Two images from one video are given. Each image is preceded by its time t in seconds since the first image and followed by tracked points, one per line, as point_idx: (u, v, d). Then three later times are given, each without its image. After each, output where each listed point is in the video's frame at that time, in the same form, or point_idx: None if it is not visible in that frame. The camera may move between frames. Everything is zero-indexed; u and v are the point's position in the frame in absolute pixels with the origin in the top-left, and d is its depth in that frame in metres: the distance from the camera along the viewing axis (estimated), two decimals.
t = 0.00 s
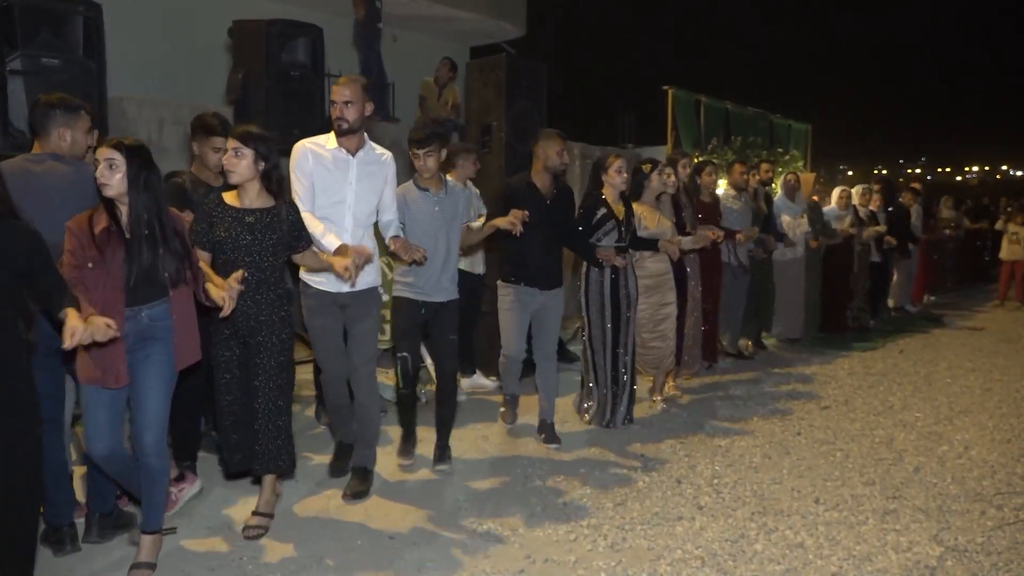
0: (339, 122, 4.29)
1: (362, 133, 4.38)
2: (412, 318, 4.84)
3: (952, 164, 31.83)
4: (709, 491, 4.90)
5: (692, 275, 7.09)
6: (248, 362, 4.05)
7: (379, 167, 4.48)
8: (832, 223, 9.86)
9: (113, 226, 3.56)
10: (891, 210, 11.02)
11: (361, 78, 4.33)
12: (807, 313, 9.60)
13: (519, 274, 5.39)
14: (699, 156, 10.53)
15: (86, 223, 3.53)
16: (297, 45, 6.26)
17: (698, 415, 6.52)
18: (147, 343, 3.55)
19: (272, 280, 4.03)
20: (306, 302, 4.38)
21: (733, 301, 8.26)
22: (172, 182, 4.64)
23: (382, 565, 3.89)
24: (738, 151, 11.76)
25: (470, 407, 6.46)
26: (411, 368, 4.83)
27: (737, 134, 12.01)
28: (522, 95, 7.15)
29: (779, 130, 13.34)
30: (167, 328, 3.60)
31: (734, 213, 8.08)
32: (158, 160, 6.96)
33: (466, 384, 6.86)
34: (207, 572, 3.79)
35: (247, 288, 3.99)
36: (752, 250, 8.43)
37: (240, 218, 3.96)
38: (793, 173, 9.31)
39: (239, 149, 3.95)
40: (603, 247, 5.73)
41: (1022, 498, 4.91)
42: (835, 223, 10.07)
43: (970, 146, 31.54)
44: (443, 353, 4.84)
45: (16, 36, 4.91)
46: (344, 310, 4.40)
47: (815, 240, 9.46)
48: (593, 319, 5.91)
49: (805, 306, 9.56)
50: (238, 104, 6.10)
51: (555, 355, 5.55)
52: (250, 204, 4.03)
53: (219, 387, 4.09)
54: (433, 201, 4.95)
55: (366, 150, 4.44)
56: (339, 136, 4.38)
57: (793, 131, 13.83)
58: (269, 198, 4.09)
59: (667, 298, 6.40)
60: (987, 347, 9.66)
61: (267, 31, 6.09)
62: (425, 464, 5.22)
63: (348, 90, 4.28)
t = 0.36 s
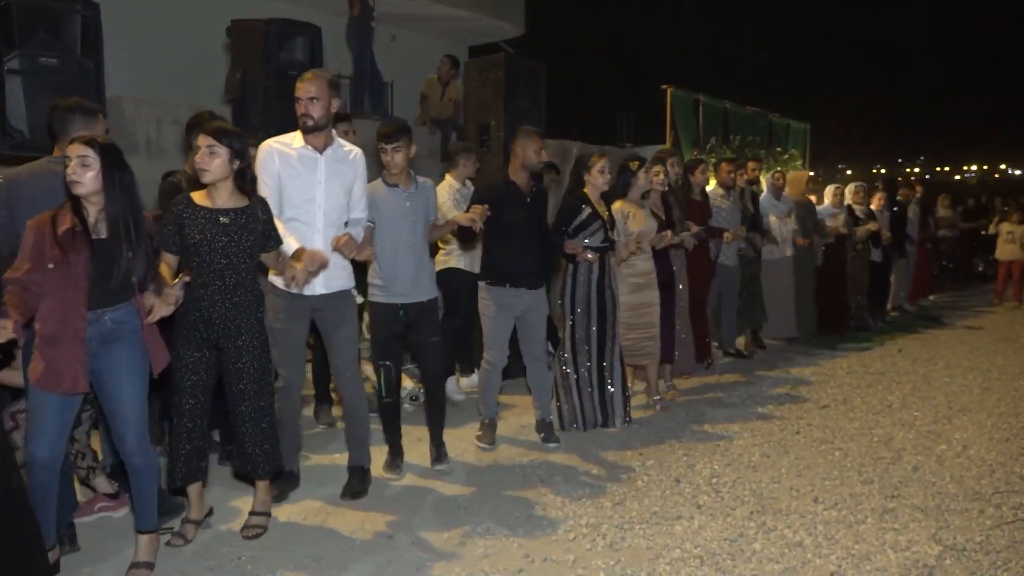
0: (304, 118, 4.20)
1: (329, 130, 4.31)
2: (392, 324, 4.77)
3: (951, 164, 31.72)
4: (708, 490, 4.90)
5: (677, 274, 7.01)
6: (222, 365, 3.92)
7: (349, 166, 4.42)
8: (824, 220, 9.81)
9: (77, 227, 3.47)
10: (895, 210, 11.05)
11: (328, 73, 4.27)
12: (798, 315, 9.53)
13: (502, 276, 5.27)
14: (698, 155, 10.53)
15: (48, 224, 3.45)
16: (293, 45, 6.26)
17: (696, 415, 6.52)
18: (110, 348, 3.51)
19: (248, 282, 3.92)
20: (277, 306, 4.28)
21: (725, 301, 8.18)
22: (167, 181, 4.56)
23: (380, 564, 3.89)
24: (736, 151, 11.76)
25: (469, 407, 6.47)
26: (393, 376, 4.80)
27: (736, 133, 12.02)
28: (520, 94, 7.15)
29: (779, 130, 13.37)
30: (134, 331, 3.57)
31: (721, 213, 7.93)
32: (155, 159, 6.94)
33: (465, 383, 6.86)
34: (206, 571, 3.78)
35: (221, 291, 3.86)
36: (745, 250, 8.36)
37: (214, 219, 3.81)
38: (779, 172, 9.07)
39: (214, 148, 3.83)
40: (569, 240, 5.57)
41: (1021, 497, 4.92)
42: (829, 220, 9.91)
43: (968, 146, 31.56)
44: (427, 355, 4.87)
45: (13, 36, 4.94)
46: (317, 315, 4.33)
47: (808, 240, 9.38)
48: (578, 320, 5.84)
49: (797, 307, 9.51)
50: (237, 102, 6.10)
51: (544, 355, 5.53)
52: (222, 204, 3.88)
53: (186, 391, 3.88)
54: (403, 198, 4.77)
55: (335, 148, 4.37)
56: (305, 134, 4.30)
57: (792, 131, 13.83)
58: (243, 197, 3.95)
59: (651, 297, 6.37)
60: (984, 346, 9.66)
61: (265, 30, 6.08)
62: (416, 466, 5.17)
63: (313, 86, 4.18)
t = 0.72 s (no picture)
0: (269, 117, 4.08)
1: (295, 130, 4.18)
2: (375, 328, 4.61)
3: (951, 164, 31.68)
4: (708, 491, 4.90)
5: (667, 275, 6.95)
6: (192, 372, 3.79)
7: (316, 166, 4.28)
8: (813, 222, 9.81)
9: (12, 233, 3.42)
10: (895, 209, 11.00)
11: (295, 71, 4.14)
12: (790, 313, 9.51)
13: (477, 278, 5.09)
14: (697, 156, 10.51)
15: None
16: (294, 46, 6.23)
17: (696, 415, 6.54)
18: (46, 359, 3.41)
19: (214, 286, 3.81)
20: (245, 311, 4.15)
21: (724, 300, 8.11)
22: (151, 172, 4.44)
23: (380, 565, 3.89)
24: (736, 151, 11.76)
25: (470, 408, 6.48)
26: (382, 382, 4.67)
27: (736, 134, 12.03)
28: (521, 95, 7.15)
29: (779, 129, 13.39)
30: (71, 341, 3.45)
31: (706, 215, 7.90)
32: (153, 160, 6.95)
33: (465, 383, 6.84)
34: (205, 573, 3.78)
35: (187, 295, 3.75)
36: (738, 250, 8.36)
37: (174, 222, 3.73)
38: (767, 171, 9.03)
39: (178, 148, 3.74)
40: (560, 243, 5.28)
41: (1020, 497, 4.92)
42: (816, 222, 9.87)
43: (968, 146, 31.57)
44: (400, 367, 4.61)
45: (13, 37, 4.94)
46: (284, 319, 4.18)
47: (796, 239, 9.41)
48: (561, 323, 5.67)
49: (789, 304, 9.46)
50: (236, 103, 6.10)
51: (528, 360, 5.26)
52: (182, 205, 3.79)
53: (159, 400, 3.76)
54: (382, 200, 4.63)
55: (299, 147, 4.24)
56: (269, 135, 4.17)
57: (792, 131, 13.82)
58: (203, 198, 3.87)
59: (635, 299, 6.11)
60: (984, 346, 9.67)
61: (265, 31, 6.07)
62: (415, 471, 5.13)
63: (279, 84, 4.05)
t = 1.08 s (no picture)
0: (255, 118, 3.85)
1: (278, 134, 3.95)
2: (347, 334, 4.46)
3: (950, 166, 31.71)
4: (708, 491, 4.91)
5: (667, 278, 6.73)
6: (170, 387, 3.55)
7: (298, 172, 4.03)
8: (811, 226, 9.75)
9: None
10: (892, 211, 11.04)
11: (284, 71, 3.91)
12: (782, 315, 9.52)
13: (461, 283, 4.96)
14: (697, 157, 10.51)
15: None
16: (293, 48, 6.22)
17: (696, 417, 6.55)
18: None
19: (189, 295, 3.53)
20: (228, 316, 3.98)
21: (703, 311, 7.97)
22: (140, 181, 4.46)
23: (380, 566, 3.89)
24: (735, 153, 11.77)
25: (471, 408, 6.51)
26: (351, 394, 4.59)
27: (736, 135, 12.04)
28: (521, 97, 7.15)
29: (778, 131, 13.38)
30: (24, 358, 3.20)
31: (706, 218, 7.81)
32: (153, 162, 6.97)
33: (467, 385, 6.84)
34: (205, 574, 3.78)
35: (159, 305, 3.49)
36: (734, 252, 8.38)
37: (146, 229, 3.47)
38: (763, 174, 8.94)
39: (163, 150, 3.52)
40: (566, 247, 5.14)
41: (1020, 497, 4.92)
42: (813, 224, 9.86)
43: (968, 146, 31.61)
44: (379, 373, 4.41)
45: (12, 39, 4.93)
46: (267, 325, 3.95)
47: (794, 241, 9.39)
48: (552, 332, 5.44)
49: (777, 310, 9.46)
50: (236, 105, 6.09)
51: (507, 370, 5.09)
52: (159, 210, 3.54)
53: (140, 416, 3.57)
54: (367, 204, 4.46)
55: (281, 151, 3.99)
56: (250, 138, 3.94)
57: (791, 132, 13.84)
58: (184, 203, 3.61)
59: (628, 306, 5.99)
60: (984, 347, 9.69)
61: (264, 33, 6.08)
62: (422, 471, 5.15)
63: (272, 86, 3.84)
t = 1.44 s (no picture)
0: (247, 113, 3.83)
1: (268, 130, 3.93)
2: (327, 338, 4.32)
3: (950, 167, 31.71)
4: (708, 493, 4.91)
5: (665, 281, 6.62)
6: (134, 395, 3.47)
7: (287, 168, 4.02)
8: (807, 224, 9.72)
9: None
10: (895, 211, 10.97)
11: (276, 69, 3.91)
12: (783, 319, 9.49)
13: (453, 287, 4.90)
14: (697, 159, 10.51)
15: None
16: (294, 49, 6.24)
17: (697, 418, 6.55)
18: None
19: (163, 299, 3.48)
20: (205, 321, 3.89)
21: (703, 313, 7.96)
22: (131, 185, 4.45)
23: (382, 566, 3.90)
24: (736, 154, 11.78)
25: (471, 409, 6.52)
26: (327, 394, 4.31)
27: (736, 136, 12.04)
28: (521, 99, 7.16)
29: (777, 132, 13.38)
30: None
31: (702, 217, 7.73)
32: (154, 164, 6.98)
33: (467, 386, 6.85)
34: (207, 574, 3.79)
35: (131, 309, 3.43)
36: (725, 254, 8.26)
37: (123, 229, 3.41)
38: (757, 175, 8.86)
39: (150, 151, 3.46)
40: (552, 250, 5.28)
41: (1020, 498, 4.93)
42: (813, 223, 9.79)
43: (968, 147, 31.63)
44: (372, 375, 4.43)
45: (12, 41, 4.88)
46: (249, 330, 3.91)
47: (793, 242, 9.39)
48: (548, 334, 5.49)
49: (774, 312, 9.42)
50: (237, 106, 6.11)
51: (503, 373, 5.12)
52: (140, 211, 3.49)
53: (92, 424, 3.45)
54: (349, 204, 4.43)
55: (270, 148, 3.98)
56: (240, 132, 3.91)
57: (791, 133, 13.85)
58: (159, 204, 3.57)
59: (626, 307, 6.00)
60: (984, 348, 9.69)
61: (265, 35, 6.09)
62: (423, 471, 5.17)
63: (264, 80, 3.84)
